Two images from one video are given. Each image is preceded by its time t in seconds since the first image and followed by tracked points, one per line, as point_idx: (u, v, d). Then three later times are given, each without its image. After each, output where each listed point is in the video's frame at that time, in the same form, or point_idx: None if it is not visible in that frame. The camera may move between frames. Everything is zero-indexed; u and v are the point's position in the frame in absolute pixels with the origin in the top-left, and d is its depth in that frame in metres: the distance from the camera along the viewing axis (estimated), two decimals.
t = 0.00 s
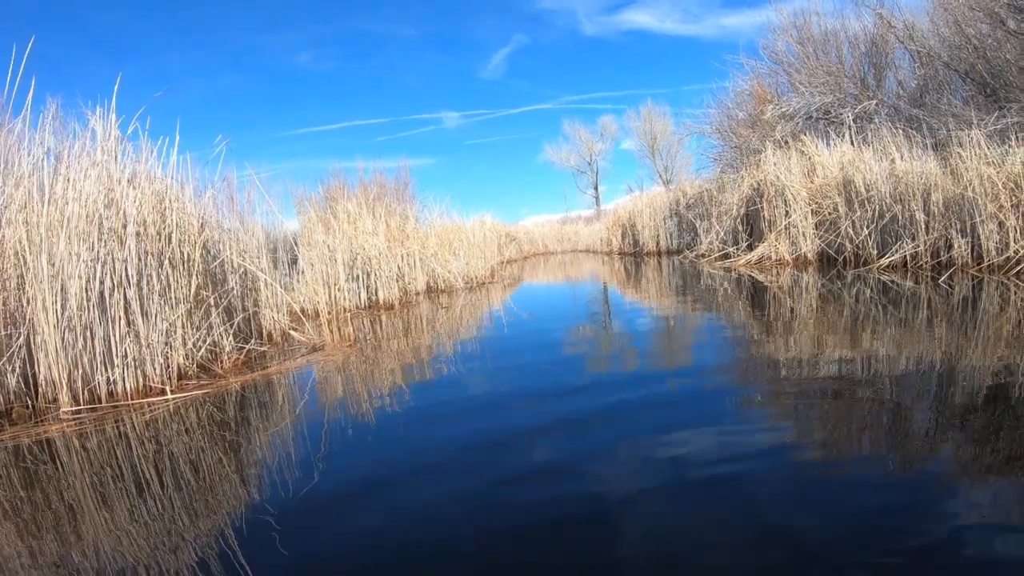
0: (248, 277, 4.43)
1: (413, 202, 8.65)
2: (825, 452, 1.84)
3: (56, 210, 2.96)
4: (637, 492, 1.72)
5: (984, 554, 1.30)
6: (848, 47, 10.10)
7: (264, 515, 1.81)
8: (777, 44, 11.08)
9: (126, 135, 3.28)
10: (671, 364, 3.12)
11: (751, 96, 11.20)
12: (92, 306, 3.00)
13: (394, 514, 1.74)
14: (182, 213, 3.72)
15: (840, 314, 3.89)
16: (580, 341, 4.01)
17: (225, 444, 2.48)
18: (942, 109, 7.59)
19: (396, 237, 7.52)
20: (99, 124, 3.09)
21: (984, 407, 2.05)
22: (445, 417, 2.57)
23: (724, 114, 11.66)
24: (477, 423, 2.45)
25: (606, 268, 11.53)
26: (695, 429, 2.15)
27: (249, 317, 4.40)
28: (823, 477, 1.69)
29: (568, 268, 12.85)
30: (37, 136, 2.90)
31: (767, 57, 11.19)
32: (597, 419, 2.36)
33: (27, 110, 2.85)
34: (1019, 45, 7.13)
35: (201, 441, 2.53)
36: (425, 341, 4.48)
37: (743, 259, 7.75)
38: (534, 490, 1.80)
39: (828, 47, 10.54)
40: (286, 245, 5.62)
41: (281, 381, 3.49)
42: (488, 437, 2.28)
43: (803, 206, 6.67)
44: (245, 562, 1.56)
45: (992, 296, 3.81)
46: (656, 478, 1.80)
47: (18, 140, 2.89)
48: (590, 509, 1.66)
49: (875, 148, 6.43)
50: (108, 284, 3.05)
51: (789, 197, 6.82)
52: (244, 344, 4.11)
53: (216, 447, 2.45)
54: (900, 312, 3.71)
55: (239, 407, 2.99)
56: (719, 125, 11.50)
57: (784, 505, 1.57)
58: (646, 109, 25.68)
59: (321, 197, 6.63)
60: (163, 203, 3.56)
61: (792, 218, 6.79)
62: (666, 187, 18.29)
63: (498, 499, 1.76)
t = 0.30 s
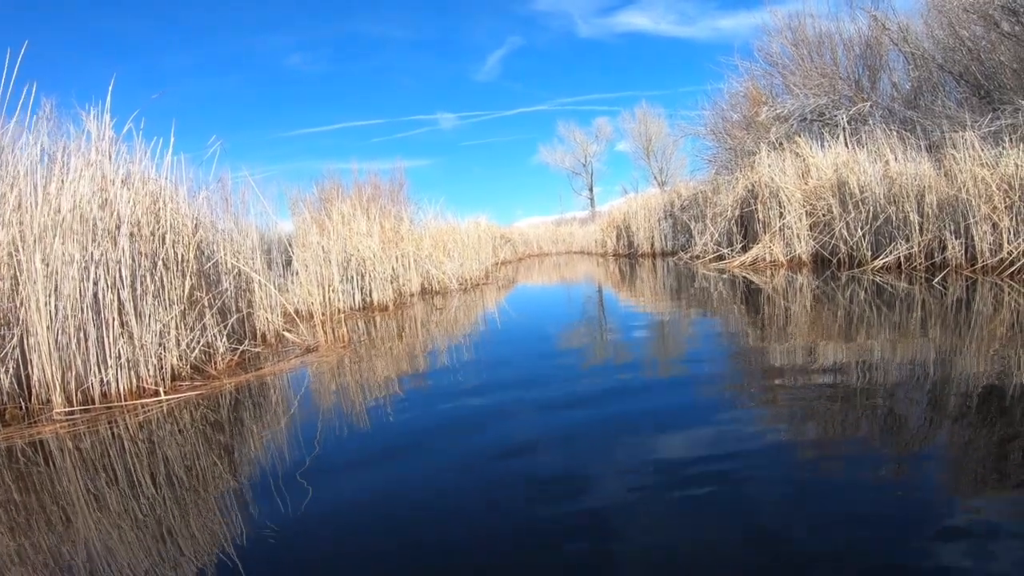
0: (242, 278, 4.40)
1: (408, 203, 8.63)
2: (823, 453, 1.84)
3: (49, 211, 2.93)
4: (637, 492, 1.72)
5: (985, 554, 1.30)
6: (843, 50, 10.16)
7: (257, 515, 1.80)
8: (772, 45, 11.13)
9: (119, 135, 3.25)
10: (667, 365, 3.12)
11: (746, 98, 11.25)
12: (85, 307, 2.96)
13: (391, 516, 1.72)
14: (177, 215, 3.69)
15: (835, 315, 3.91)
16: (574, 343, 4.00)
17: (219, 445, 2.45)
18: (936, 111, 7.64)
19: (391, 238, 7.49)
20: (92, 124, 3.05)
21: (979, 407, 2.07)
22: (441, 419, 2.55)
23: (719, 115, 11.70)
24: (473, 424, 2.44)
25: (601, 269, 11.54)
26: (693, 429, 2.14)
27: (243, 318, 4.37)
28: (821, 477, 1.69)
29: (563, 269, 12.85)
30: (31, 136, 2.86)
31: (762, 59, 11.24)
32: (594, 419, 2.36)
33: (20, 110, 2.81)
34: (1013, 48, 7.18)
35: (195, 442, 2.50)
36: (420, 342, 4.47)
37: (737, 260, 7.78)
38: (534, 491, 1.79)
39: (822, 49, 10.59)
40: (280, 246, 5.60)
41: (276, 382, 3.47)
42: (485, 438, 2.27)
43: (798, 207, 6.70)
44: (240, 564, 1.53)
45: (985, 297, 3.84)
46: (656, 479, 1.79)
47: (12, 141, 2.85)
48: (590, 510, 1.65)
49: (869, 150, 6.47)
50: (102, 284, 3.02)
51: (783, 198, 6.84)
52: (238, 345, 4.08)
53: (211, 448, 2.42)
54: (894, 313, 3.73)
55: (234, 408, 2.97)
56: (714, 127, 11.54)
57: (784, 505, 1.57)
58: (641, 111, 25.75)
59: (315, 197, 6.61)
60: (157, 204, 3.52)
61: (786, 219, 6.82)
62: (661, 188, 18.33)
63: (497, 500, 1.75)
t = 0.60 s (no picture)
0: (238, 278, 4.37)
1: (404, 203, 8.61)
2: (824, 454, 1.84)
3: (46, 211, 2.90)
4: (639, 493, 1.71)
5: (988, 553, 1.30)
6: (838, 52, 10.21)
7: (255, 517, 1.77)
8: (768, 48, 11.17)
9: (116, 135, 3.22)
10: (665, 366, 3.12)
11: (742, 100, 11.28)
12: (81, 307, 2.94)
13: (390, 517, 1.70)
14: (174, 216, 3.67)
15: (831, 316, 3.93)
16: (570, 344, 3.99)
17: (216, 447, 2.43)
18: (931, 113, 7.68)
19: (387, 239, 7.47)
20: (89, 125, 3.03)
21: (976, 408, 2.08)
22: (438, 420, 2.53)
23: (715, 117, 11.74)
24: (472, 426, 2.42)
25: (597, 271, 11.53)
26: (693, 430, 2.14)
27: (238, 318, 4.34)
28: (823, 478, 1.69)
29: (558, 271, 12.84)
30: (28, 137, 2.84)
31: (757, 61, 11.28)
32: (593, 420, 2.35)
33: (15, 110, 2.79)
34: (1008, 50, 7.22)
35: (192, 443, 2.48)
36: (417, 343, 4.46)
37: (732, 262, 7.80)
38: (536, 493, 1.77)
39: (818, 51, 10.63)
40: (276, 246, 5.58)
41: (272, 383, 3.45)
42: (484, 439, 2.25)
43: (793, 209, 6.72)
44: (237, 566, 1.51)
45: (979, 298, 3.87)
46: (658, 480, 1.78)
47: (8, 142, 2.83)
48: (593, 511, 1.64)
49: (864, 153, 6.50)
50: (98, 284, 3.00)
51: (779, 200, 6.87)
52: (234, 346, 4.05)
53: (207, 449, 2.40)
54: (889, 314, 3.75)
55: (230, 409, 2.94)
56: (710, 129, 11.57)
57: (787, 506, 1.56)
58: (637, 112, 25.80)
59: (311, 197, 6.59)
60: (154, 204, 3.50)
61: (782, 221, 6.84)
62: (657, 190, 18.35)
63: (498, 501, 1.74)
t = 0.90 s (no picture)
0: (240, 277, 4.38)
1: (405, 203, 8.62)
2: (825, 454, 1.84)
3: (49, 211, 2.91)
4: (640, 493, 1.72)
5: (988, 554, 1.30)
6: (840, 53, 10.21)
7: (257, 517, 1.77)
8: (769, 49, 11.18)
9: (120, 135, 3.23)
10: (666, 367, 3.12)
11: (743, 101, 11.29)
12: (85, 306, 2.95)
13: (392, 517, 1.70)
14: (177, 216, 3.68)
15: (831, 317, 3.93)
16: (571, 345, 3.99)
17: (218, 446, 2.43)
18: (932, 114, 7.68)
19: (389, 239, 7.48)
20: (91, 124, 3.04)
21: (975, 408, 2.08)
22: (440, 420, 2.53)
23: (716, 118, 11.74)
24: (474, 426, 2.42)
25: (599, 271, 11.52)
26: (695, 431, 2.14)
27: (240, 317, 4.35)
28: (823, 478, 1.69)
29: (560, 271, 12.84)
30: (31, 135, 2.86)
31: (758, 62, 11.28)
32: (595, 420, 2.35)
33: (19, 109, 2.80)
34: (1009, 52, 7.22)
35: (194, 442, 2.49)
36: (418, 343, 4.46)
37: (733, 263, 7.80)
38: (538, 492, 1.78)
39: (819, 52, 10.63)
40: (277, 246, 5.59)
41: (274, 382, 3.46)
42: (487, 439, 2.25)
43: (794, 210, 6.73)
44: (240, 565, 1.52)
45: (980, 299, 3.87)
46: (659, 480, 1.79)
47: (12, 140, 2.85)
48: (594, 510, 1.64)
49: (865, 153, 6.50)
50: (102, 283, 3.01)
51: (780, 201, 6.87)
52: (236, 345, 4.06)
53: (210, 448, 2.41)
54: (889, 315, 3.76)
55: (232, 408, 2.95)
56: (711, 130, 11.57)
57: (788, 506, 1.57)
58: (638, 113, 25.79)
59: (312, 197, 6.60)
60: (157, 204, 3.50)
61: (783, 222, 6.85)
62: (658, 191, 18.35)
63: (500, 501, 1.74)
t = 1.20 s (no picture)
0: (249, 275, 4.43)
1: (413, 201, 8.66)
2: (827, 454, 1.84)
3: (61, 208, 2.97)
4: (640, 491, 1.73)
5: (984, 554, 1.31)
6: (849, 51, 10.13)
7: (265, 513, 1.80)
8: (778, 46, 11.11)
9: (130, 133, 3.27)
10: (672, 365, 3.12)
11: (752, 99, 11.23)
12: (96, 302, 3.00)
13: (397, 514, 1.72)
14: (188, 214, 3.72)
15: (839, 316, 3.91)
16: (578, 343, 4.00)
17: (227, 441, 2.47)
18: (941, 112, 7.62)
19: (397, 236, 7.52)
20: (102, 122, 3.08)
21: (981, 408, 2.07)
22: (447, 418, 2.55)
23: (725, 116, 11.69)
24: (480, 423, 2.44)
25: (606, 269, 11.52)
26: (697, 429, 2.15)
27: (250, 314, 4.41)
28: (823, 478, 1.70)
29: (568, 269, 12.84)
30: (42, 134, 2.90)
31: (767, 60, 11.21)
32: (599, 419, 2.36)
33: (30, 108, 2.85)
34: (1019, 49, 7.15)
35: (204, 437, 2.53)
36: (425, 340, 4.50)
37: (741, 261, 7.77)
38: (539, 489, 1.80)
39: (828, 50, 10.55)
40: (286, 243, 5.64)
41: (283, 378, 3.51)
42: (492, 437, 2.28)
43: (803, 208, 6.69)
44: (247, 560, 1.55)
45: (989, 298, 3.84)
46: (660, 478, 1.80)
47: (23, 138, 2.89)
48: (593, 508, 1.66)
49: (874, 151, 6.45)
50: (113, 280, 3.06)
51: (788, 199, 6.84)
52: (246, 341, 4.12)
53: (219, 443, 2.44)
54: (897, 313, 3.73)
55: (242, 404, 2.99)
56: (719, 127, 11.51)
57: (787, 505, 1.58)
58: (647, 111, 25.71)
59: (321, 195, 6.65)
60: (168, 201, 3.55)
61: (791, 220, 6.81)
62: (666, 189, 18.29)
63: (502, 498, 1.76)
